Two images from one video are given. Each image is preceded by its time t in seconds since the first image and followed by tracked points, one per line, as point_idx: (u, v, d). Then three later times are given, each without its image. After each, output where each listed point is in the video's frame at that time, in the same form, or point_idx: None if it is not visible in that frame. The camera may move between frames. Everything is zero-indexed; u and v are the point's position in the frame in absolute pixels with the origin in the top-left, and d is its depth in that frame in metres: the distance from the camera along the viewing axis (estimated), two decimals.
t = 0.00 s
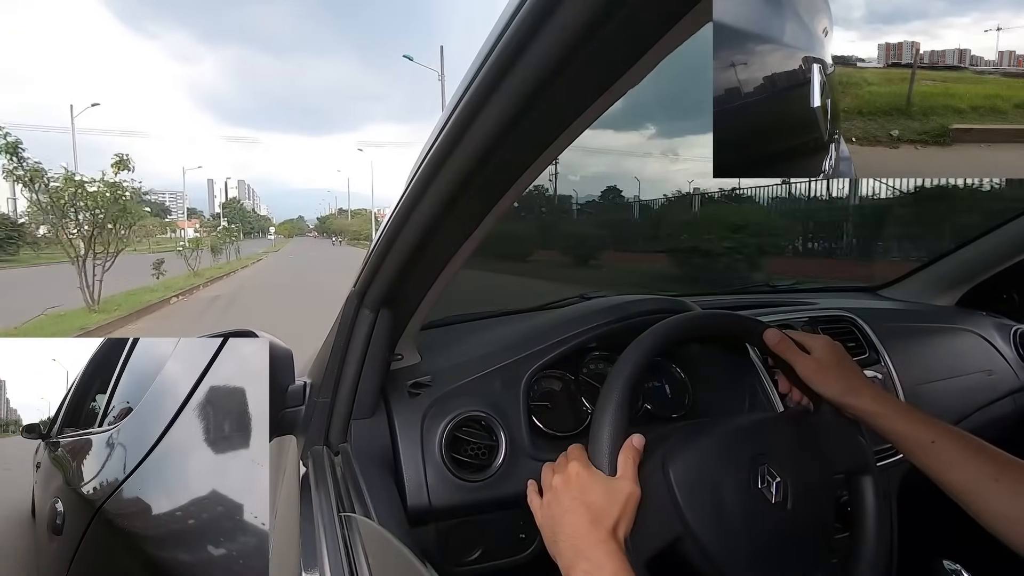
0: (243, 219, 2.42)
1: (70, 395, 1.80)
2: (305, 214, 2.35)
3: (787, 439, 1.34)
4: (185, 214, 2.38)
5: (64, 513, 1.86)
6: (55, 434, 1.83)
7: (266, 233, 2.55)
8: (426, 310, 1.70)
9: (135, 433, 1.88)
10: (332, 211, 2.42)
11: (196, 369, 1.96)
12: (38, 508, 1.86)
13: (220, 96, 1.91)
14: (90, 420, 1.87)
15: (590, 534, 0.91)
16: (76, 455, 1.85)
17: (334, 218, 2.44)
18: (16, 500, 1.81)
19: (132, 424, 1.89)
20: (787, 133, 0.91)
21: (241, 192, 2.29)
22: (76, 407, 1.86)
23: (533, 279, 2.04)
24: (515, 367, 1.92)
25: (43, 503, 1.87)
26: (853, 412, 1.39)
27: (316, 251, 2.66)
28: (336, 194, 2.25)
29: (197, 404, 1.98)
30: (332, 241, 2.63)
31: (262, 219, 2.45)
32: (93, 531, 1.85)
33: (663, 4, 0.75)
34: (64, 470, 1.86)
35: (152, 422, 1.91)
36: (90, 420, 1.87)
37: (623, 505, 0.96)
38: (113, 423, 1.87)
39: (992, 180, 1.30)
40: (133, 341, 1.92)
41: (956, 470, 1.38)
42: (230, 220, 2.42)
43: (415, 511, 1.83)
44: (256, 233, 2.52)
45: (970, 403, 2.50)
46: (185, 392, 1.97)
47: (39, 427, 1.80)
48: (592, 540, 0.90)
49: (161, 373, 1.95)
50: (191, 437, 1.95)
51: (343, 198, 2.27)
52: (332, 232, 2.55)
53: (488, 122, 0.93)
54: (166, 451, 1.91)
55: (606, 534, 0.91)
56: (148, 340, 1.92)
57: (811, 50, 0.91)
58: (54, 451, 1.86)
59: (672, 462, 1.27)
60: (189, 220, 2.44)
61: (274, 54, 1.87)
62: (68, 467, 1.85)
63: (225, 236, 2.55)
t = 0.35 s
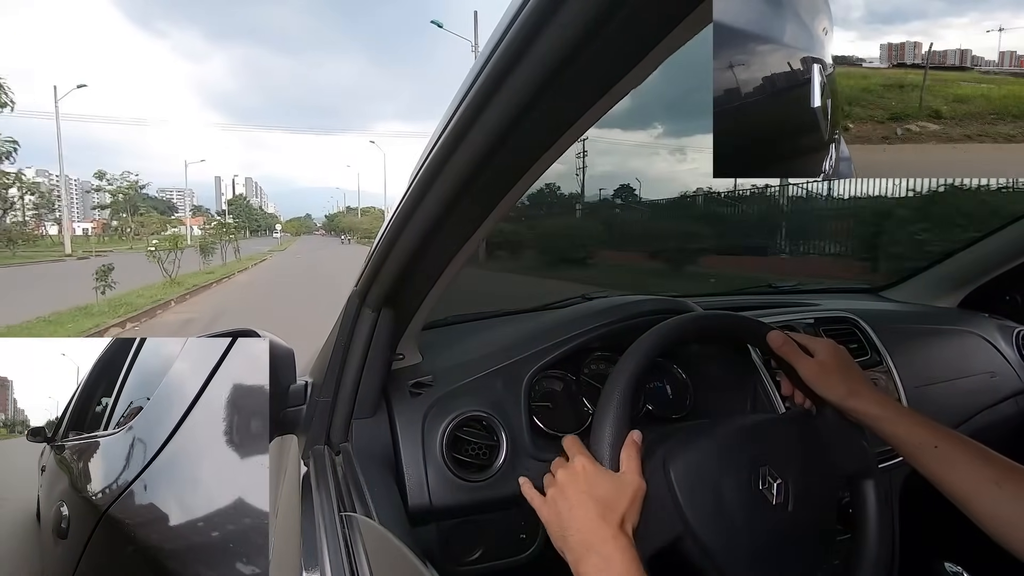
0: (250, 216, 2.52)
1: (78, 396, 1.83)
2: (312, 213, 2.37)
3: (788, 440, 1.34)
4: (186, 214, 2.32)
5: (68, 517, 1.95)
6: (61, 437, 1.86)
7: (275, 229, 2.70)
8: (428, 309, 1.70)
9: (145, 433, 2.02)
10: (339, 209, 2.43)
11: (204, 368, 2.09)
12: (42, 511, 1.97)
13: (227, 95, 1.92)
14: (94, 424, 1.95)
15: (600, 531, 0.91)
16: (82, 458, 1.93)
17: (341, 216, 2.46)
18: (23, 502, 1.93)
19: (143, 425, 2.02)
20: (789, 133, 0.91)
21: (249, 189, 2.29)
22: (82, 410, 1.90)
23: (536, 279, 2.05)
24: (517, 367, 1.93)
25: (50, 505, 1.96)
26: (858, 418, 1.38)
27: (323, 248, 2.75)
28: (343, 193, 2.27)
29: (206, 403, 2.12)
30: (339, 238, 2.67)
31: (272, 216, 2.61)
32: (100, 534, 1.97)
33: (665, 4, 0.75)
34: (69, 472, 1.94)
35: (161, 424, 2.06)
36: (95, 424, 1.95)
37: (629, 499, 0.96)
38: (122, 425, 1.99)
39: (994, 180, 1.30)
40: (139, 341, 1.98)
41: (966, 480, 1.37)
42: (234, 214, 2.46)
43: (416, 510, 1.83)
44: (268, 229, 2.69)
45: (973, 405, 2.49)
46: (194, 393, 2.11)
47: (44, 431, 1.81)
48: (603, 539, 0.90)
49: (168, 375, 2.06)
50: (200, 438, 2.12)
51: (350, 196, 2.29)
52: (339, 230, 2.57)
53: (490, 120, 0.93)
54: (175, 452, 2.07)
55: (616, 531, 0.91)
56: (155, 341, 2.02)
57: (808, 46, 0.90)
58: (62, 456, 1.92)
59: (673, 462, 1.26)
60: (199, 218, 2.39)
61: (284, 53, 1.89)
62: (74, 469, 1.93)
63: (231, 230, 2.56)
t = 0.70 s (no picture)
0: (255, 214, 2.58)
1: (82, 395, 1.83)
2: (317, 211, 2.38)
3: (790, 443, 1.34)
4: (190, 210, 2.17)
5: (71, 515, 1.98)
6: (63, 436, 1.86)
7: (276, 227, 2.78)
8: (429, 308, 1.70)
9: (149, 430, 2.08)
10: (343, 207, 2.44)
11: (208, 369, 2.16)
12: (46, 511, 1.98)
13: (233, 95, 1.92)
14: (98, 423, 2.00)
15: (675, 419, 0.90)
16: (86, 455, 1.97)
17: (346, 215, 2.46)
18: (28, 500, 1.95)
19: (147, 425, 2.07)
20: (790, 133, 0.91)
21: (254, 187, 2.29)
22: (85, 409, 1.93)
23: (537, 279, 2.05)
24: (517, 366, 1.93)
25: (53, 504, 1.99)
26: (862, 423, 1.37)
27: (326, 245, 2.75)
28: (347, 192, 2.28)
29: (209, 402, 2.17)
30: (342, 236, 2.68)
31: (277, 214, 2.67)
32: (102, 534, 2.02)
33: (665, 3, 0.75)
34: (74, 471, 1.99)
35: (164, 424, 2.11)
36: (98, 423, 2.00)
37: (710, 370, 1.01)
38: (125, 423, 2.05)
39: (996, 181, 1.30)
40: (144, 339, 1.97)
41: (969, 484, 1.38)
42: (237, 211, 2.47)
43: (416, 509, 1.83)
44: (273, 228, 2.75)
45: (973, 406, 2.49)
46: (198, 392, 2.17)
47: (48, 429, 1.78)
48: (679, 425, 0.89)
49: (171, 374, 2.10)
50: (204, 438, 2.18)
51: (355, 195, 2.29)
52: (344, 228, 2.57)
53: (490, 120, 0.93)
54: (177, 451, 2.12)
55: (693, 413, 0.90)
56: (157, 341, 2.03)
57: (813, 48, 0.90)
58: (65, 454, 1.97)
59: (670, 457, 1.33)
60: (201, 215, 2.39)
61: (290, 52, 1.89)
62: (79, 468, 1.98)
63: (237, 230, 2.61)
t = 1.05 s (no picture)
0: (258, 213, 2.57)
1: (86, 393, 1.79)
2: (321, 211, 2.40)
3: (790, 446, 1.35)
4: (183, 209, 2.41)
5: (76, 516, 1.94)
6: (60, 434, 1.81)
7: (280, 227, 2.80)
8: (430, 308, 1.70)
9: (155, 432, 2.00)
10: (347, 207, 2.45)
11: (218, 365, 1.99)
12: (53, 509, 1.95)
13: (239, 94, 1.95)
14: (101, 418, 1.91)
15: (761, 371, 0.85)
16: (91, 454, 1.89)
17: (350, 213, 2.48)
18: (32, 499, 1.88)
19: (153, 424, 1.99)
20: (790, 135, 0.91)
21: (259, 186, 2.32)
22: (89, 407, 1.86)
23: (539, 277, 2.06)
24: (519, 365, 1.94)
25: (57, 504, 1.95)
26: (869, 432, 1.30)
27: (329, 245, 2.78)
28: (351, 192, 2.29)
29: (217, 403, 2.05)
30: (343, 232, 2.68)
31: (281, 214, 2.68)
32: (107, 533, 1.97)
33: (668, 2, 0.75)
34: (76, 471, 1.92)
35: (169, 426, 2.02)
36: (102, 418, 1.91)
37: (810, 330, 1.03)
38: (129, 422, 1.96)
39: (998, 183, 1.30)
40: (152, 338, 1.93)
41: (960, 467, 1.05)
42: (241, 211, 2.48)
43: (418, 508, 1.83)
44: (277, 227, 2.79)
45: (978, 405, 2.48)
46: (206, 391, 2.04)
47: (52, 428, 1.79)
48: (770, 373, 0.84)
49: (179, 373, 1.98)
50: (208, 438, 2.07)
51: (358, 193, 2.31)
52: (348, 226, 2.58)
53: (492, 120, 0.93)
54: (183, 453, 2.04)
55: (786, 363, 0.85)
56: (165, 340, 1.94)
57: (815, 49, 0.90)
58: (67, 452, 1.88)
59: (676, 452, 1.41)
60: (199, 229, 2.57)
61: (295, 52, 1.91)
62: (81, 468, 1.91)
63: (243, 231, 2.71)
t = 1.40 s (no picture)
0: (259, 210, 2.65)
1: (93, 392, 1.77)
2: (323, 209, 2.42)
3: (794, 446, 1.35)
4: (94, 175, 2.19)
5: (80, 516, 1.91)
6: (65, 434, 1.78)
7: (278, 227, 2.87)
8: (432, 307, 1.71)
9: (157, 433, 1.96)
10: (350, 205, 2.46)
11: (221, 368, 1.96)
12: (57, 509, 1.94)
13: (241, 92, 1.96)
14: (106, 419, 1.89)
15: (769, 372, 0.90)
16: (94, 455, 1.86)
17: (353, 211, 2.49)
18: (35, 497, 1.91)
19: (155, 424, 1.97)
20: (787, 135, 0.90)
21: (261, 184, 2.33)
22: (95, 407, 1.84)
23: (542, 275, 2.05)
24: (522, 364, 1.95)
25: (62, 502, 1.93)
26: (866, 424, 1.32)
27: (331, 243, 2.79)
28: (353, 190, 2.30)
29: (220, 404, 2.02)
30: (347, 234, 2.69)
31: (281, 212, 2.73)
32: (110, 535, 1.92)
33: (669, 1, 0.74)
34: (81, 469, 1.88)
35: (172, 428, 1.98)
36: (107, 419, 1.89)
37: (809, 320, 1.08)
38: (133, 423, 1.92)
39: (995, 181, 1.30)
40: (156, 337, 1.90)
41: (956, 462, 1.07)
42: (240, 207, 2.55)
43: (422, 506, 1.84)
44: (276, 226, 2.86)
45: (983, 403, 2.47)
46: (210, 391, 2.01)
47: (57, 428, 1.75)
48: (778, 373, 0.89)
49: (183, 372, 1.96)
50: (213, 438, 2.03)
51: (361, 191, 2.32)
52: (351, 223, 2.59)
53: (494, 120, 0.94)
54: (187, 451, 1.98)
55: (791, 361, 0.90)
56: (168, 340, 1.92)
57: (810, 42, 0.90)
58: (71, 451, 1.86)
59: (679, 446, 1.41)
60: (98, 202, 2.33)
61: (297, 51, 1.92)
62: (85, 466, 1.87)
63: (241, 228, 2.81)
